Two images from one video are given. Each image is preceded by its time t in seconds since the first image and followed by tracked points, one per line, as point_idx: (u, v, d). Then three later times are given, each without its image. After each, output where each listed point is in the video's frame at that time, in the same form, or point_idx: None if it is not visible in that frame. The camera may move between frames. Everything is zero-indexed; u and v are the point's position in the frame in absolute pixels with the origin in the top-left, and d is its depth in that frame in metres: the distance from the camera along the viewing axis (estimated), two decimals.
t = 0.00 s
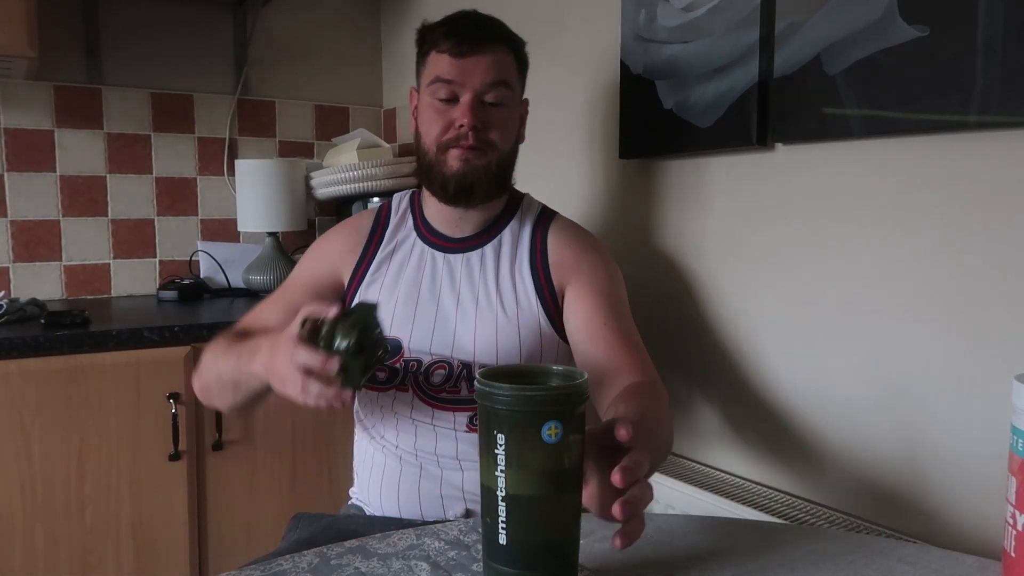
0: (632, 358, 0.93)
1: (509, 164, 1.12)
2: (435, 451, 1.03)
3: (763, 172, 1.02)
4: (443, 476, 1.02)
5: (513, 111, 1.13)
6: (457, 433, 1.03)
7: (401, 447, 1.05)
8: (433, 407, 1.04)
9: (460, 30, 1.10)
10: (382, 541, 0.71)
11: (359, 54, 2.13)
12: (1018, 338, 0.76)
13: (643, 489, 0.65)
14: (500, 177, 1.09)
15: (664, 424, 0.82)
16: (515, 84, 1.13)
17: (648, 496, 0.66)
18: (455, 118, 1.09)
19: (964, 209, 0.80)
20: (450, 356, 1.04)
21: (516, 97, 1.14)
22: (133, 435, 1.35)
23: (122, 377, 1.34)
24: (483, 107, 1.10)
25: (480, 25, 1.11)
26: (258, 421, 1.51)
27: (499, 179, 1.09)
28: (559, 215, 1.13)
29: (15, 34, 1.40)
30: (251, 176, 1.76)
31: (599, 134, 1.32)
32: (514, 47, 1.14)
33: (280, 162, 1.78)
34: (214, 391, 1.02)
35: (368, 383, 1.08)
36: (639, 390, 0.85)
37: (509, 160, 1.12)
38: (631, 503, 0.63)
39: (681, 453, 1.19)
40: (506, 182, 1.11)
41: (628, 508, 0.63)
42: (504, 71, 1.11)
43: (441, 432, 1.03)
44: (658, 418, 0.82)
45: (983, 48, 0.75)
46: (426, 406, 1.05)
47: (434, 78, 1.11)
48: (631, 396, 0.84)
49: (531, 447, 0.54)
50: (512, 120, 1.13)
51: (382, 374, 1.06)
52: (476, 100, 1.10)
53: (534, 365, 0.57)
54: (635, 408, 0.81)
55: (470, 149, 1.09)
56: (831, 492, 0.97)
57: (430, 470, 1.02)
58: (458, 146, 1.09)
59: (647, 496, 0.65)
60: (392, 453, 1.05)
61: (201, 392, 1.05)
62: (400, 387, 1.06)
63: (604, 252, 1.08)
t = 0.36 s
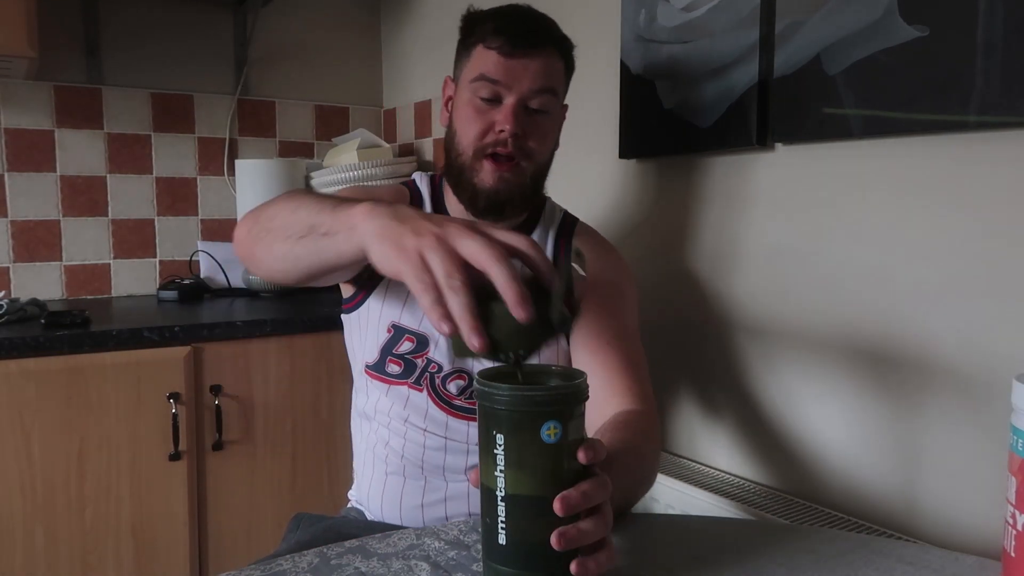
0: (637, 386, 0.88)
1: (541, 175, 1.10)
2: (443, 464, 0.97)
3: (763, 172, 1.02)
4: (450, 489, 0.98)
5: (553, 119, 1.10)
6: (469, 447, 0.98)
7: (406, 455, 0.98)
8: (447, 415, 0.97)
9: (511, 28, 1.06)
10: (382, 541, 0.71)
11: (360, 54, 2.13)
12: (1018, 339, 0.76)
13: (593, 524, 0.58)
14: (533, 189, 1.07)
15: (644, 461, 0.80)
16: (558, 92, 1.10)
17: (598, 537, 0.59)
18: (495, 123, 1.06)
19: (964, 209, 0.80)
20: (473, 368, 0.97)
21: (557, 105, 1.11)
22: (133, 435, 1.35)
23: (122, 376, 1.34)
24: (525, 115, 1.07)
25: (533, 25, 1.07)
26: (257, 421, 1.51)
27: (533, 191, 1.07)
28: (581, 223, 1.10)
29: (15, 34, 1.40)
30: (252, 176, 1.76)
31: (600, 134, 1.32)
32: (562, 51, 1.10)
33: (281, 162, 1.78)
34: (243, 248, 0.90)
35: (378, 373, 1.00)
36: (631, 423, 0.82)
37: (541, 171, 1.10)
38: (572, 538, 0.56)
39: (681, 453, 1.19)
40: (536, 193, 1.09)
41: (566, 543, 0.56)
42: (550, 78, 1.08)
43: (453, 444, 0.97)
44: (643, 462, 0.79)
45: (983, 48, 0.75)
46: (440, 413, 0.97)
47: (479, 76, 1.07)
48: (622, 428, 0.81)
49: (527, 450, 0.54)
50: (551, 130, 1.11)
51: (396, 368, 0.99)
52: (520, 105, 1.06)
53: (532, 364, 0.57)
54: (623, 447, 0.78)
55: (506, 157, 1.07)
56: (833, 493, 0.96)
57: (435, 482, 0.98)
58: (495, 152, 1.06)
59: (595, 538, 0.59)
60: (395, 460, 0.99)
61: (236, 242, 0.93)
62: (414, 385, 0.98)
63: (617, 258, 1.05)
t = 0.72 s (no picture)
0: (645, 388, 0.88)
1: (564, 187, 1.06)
2: (454, 468, 0.98)
3: (763, 172, 1.02)
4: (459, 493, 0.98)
5: (581, 129, 1.06)
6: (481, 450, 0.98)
7: (415, 456, 0.98)
8: (461, 416, 0.97)
9: (544, 37, 0.99)
10: (382, 541, 0.71)
11: (360, 54, 2.13)
12: (1018, 339, 0.76)
13: (594, 528, 0.58)
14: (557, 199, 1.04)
15: (648, 463, 0.79)
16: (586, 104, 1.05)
17: (599, 543, 0.59)
18: (523, 135, 1.01)
19: (966, 209, 0.80)
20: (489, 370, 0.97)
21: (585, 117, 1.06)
22: (133, 435, 1.35)
23: (122, 376, 1.34)
24: (554, 128, 1.02)
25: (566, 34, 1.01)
26: (258, 422, 1.51)
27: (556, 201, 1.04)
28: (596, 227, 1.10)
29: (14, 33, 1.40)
30: (252, 176, 1.76)
31: (600, 134, 1.32)
32: (592, 62, 1.04)
33: (281, 162, 1.78)
34: (266, 215, 0.89)
35: (390, 372, 1.00)
36: (634, 429, 0.82)
37: (565, 183, 1.07)
38: (571, 540, 0.56)
39: (681, 453, 1.19)
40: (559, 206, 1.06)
41: (565, 544, 0.56)
42: (582, 90, 1.02)
43: (465, 448, 0.97)
44: (644, 467, 0.79)
45: (983, 48, 0.75)
46: (454, 414, 0.97)
47: (507, 86, 1.01)
48: (622, 433, 0.81)
49: (525, 450, 0.54)
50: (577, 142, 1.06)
51: (410, 367, 0.98)
52: (550, 117, 1.01)
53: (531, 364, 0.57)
54: (625, 453, 0.78)
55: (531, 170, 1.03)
56: (834, 493, 0.96)
57: (444, 485, 0.98)
58: (520, 165, 1.02)
59: (595, 542, 0.59)
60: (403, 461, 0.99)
61: (259, 208, 0.92)
62: (428, 384, 0.98)
63: (628, 264, 1.04)
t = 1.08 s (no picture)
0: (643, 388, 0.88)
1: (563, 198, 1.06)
2: (450, 465, 0.97)
3: (763, 172, 1.02)
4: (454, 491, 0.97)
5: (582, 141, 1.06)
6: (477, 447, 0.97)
7: (413, 454, 0.98)
8: (458, 411, 0.97)
9: (559, 51, 0.98)
10: (382, 541, 0.71)
11: (360, 54, 2.13)
12: (1018, 338, 0.76)
13: (592, 530, 0.58)
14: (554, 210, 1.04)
15: (645, 464, 0.79)
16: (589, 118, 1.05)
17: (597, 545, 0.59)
18: (528, 147, 1.00)
19: (966, 209, 0.80)
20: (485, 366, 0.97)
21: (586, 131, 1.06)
22: (133, 435, 1.35)
23: (122, 376, 1.34)
24: (557, 141, 1.01)
25: (580, 49, 1.00)
26: (257, 422, 1.51)
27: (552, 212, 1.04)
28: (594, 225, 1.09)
29: (14, 33, 1.40)
30: (252, 176, 1.76)
31: (600, 134, 1.32)
32: (600, 77, 1.04)
33: (281, 162, 1.78)
34: (284, 202, 0.87)
35: (388, 366, 1.00)
36: (633, 426, 0.82)
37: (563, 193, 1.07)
38: (568, 540, 0.56)
39: (681, 453, 1.19)
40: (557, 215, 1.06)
41: (562, 545, 0.55)
42: (588, 106, 1.02)
43: (461, 444, 0.97)
44: (644, 468, 0.79)
45: (983, 47, 0.75)
46: (451, 409, 0.97)
47: (515, 96, 1.00)
48: (621, 430, 0.81)
49: (523, 449, 0.54)
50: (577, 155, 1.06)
51: (408, 362, 0.98)
52: (555, 131, 1.01)
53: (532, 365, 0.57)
54: (624, 453, 0.77)
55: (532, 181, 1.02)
56: (833, 493, 0.96)
57: (442, 482, 0.97)
58: (520, 175, 1.01)
59: (593, 544, 0.58)
60: (401, 458, 0.98)
61: (278, 192, 0.91)
62: (425, 379, 0.98)
63: (628, 263, 1.05)
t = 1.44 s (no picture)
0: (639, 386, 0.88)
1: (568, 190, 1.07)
2: (447, 460, 0.97)
3: (763, 172, 1.02)
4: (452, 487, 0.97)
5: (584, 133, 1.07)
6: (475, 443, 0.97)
7: (411, 449, 0.97)
8: (456, 406, 0.97)
9: (559, 44, 0.99)
10: (382, 541, 0.71)
11: (360, 54, 2.12)
12: (1018, 338, 0.76)
13: (587, 528, 0.57)
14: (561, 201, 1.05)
15: (643, 465, 0.79)
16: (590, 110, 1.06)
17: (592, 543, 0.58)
18: (532, 139, 1.00)
19: (966, 209, 0.80)
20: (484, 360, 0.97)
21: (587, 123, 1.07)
22: (133, 434, 1.35)
23: (122, 376, 1.34)
24: (562, 131, 1.02)
25: (578, 41, 1.00)
26: (258, 421, 1.51)
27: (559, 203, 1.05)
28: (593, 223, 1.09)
29: (15, 33, 1.40)
30: (252, 176, 1.76)
31: (599, 134, 1.32)
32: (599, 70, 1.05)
33: (281, 162, 1.78)
34: (293, 180, 0.88)
35: (387, 360, 1.00)
36: (632, 421, 0.82)
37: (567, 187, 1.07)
38: (562, 537, 0.55)
39: (680, 453, 1.18)
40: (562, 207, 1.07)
41: (555, 541, 0.55)
42: (589, 97, 1.03)
43: (458, 439, 0.97)
44: (642, 466, 0.79)
45: (983, 48, 0.75)
46: (449, 403, 0.97)
47: (517, 90, 1.00)
48: (620, 427, 0.81)
49: (516, 447, 0.54)
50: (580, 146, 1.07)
51: (407, 355, 0.98)
52: (558, 123, 1.01)
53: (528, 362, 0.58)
54: (622, 451, 0.77)
55: (539, 172, 1.02)
56: (834, 493, 0.96)
57: (441, 479, 0.97)
58: (526, 167, 1.02)
59: (588, 543, 0.57)
60: (399, 453, 0.98)
61: (289, 172, 0.91)
62: (424, 373, 0.98)
63: (623, 259, 1.04)
